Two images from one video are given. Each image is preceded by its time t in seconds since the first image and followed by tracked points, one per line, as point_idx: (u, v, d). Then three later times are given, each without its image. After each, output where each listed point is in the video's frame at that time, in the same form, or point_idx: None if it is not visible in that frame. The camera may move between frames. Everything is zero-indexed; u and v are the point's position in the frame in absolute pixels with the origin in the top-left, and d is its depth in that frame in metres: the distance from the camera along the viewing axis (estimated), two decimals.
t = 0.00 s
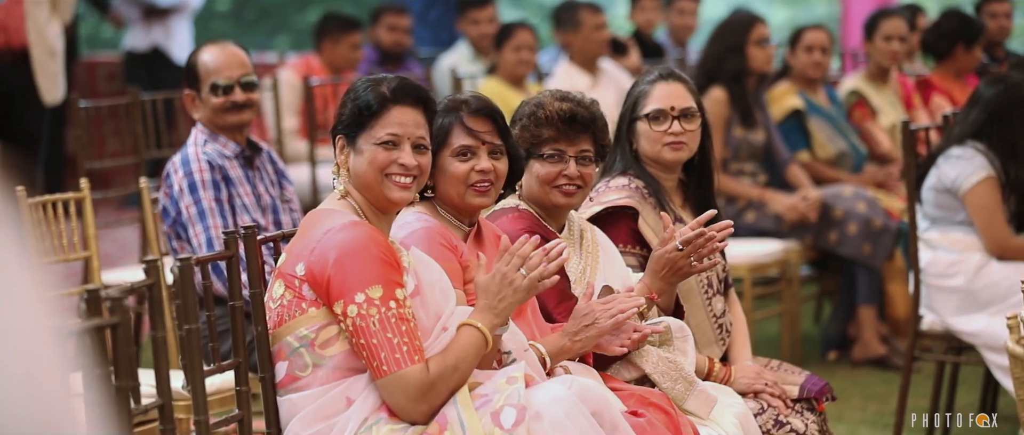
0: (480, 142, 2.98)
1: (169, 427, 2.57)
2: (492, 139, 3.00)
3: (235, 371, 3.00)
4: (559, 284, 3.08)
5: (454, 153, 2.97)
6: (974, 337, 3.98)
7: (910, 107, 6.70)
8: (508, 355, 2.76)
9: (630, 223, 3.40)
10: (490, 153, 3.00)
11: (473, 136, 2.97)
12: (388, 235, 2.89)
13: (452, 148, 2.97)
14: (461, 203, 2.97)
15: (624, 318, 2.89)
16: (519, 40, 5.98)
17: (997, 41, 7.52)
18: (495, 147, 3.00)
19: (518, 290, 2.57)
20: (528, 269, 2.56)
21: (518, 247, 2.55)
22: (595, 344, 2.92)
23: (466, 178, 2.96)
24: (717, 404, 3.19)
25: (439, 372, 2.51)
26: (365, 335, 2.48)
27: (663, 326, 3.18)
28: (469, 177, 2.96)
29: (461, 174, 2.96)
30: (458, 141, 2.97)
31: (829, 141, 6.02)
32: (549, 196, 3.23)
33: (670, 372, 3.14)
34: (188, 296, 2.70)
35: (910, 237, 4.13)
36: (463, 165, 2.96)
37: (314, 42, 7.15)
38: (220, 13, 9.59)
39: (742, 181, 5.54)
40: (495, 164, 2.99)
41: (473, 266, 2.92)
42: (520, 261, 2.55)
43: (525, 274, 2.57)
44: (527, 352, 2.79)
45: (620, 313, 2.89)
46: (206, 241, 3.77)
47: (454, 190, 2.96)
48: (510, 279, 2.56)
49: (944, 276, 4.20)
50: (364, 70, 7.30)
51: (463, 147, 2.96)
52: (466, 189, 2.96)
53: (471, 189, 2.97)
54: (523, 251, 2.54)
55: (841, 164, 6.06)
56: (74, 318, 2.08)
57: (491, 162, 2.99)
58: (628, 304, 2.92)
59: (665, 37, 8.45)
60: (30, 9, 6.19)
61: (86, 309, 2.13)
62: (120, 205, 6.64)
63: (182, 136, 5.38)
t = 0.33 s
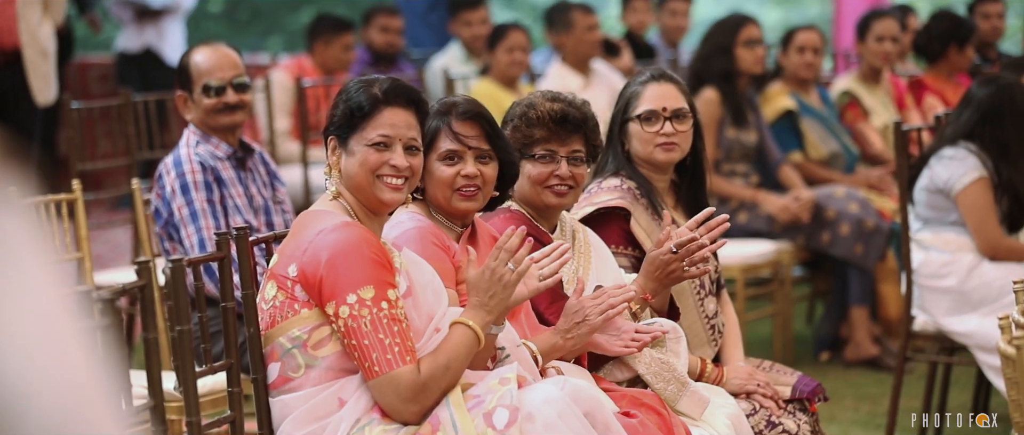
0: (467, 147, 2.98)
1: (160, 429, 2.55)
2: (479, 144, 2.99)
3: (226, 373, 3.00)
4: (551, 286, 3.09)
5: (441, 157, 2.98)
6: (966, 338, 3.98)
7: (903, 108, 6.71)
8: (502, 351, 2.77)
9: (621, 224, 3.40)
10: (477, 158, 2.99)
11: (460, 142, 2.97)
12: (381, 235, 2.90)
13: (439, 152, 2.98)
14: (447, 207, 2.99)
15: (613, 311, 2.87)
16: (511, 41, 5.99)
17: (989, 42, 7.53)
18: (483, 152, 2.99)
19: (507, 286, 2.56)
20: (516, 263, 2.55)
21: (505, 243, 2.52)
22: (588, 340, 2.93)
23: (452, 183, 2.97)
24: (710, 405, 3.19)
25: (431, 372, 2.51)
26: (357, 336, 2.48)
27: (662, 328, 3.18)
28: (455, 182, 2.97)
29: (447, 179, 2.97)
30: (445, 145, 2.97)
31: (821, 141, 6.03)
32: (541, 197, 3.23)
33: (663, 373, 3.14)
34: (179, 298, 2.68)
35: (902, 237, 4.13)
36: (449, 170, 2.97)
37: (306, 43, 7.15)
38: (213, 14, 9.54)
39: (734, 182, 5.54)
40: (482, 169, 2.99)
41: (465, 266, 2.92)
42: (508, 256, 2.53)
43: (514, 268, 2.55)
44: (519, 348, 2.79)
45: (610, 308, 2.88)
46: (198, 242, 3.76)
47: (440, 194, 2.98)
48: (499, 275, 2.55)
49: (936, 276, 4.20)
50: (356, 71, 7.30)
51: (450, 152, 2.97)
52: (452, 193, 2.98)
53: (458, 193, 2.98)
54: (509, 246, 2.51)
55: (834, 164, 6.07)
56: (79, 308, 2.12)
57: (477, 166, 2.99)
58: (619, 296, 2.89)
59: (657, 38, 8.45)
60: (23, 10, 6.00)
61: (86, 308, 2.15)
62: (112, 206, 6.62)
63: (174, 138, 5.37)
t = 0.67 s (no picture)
0: (462, 150, 2.98)
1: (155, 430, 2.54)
2: (475, 147, 2.99)
3: (221, 374, 2.99)
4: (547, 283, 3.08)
5: (436, 160, 2.98)
6: (960, 338, 3.98)
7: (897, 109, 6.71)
8: (496, 356, 2.76)
9: (616, 224, 3.40)
10: (472, 160, 3.00)
11: (455, 144, 2.97)
12: (375, 236, 2.90)
13: (435, 154, 2.98)
14: (442, 209, 3.00)
15: (614, 327, 2.89)
16: (506, 41, 5.99)
17: (983, 42, 7.54)
18: (478, 155, 3.00)
19: (506, 295, 2.57)
20: (516, 273, 2.56)
21: (507, 250, 2.56)
22: (586, 352, 2.92)
23: (446, 185, 2.97)
24: (704, 405, 3.19)
25: (428, 372, 2.51)
26: (354, 336, 2.48)
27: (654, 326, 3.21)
28: (450, 184, 2.97)
29: (442, 181, 2.97)
30: (440, 148, 2.98)
31: (815, 142, 6.03)
32: (535, 197, 3.23)
33: (656, 371, 3.14)
34: (173, 299, 2.68)
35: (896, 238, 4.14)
36: (444, 172, 2.97)
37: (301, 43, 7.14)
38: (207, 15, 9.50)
39: (728, 183, 5.54)
40: (477, 171, 2.99)
41: (461, 267, 2.92)
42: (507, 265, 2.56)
43: (513, 278, 2.57)
44: (515, 353, 2.78)
45: (611, 323, 2.89)
46: (192, 243, 3.78)
47: (435, 196, 2.98)
48: (498, 282, 2.57)
49: (931, 276, 4.21)
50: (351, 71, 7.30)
51: (445, 154, 2.97)
52: (447, 196, 2.98)
53: (452, 196, 2.98)
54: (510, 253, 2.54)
55: (828, 165, 6.08)
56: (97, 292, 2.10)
57: (472, 169, 2.99)
58: (619, 313, 2.91)
59: (650, 38, 8.45)
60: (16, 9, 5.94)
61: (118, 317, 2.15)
62: (106, 207, 6.61)
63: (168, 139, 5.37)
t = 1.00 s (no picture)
0: (458, 152, 2.98)
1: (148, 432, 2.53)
2: (471, 150, 2.99)
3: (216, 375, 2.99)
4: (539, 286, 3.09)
5: (432, 162, 2.98)
6: (955, 339, 3.98)
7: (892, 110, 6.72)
8: (488, 358, 2.77)
9: (611, 225, 3.40)
10: (469, 163, 2.99)
11: (452, 146, 2.97)
12: (370, 237, 2.90)
13: (431, 156, 2.98)
14: (438, 211, 2.99)
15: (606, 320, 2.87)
16: (501, 42, 6.00)
17: (978, 43, 7.54)
18: (475, 157, 3.00)
19: (500, 293, 2.56)
20: (509, 272, 2.55)
21: (499, 250, 2.55)
22: (578, 348, 2.91)
23: (443, 187, 2.97)
24: (699, 406, 3.20)
25: (421, 374, 2.50)
26: (347, 338, 2.47)
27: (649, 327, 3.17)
28: (446, 187, 2.97)
29: (439, 183, 2.97)
30: (436, 150, 2.98)
31: (811, 143, 6.03)
32: (531, 198, 3.23)
33: (651, 374, 3.13)
34: (167, 299, 2.68)
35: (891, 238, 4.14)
36: (441, 174, 2.97)
37: (296, 45, 7.14)
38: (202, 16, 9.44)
39: (723, 183, 5.54)
40: (473, 174, 2.99)
41: (455, 268, 2.92)
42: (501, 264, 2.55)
43: (507, 277, 2.56)
44: (509, 355, 2.79)
45: (602, 316, 2.88)
46: (188, 244, 3.77)
47: (431, 197, 2.99)
48: (491, 282, 2.55)
49: (926, 277, 4.21)
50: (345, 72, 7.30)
51: (441, 156, 2.97)
52: (443, 197, 2.98)
53: (448, 198, 2.98)
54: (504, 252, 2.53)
55: (823, 165, 6.08)
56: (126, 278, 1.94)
57: (468, 171, 2.99)
58: (611, 306, 2.89)
59: (645, 39, 8.45)
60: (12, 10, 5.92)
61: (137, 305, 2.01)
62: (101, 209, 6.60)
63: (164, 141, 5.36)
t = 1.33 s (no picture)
0: (450, 155, 2.98)
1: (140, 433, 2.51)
2: (463, 153, 2.99)
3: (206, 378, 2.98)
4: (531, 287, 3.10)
5: (424, 164, 2.98)
6: (945, 340, 3.99)
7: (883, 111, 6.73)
8: (480, 356, 2.77)
9: (602, 226, 3.40)
10: (460, 166, 2.99)
11: (443, 148, 2.97)
12: (361, 239, 2.89)
13: (423, 159, 2.98)
14: (429, 213, 2.99)
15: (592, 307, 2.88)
16: (492, 44, 5.99)
17: (968, 44, 7.56)
18: (466, 160, 3.00)
19: (485, 290, 2.54)
20: (493, 268, 2.53)
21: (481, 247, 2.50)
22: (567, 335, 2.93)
23: (434, 189, 2.97)
24: (690, 408, 3.20)
25: (410, 375, 2.50)
26: (336, 339, 2.47)
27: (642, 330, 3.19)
28: (437, 189, 2.97)
29: (430, 185, 2.97)
30: (429, 152, 2.98)
31: (801, 144, 6.04)
32: (521, 200, 3.23)
33: (642, 376, 3.14)
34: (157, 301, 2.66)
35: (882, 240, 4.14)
36: (433, 176, 2.97)
37: (286, 46, 7.14)
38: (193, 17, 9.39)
39: (714, 184, 5.54)
40: (464, 176, 2.99)
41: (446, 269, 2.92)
42: (483, 260, 2.52)
43: (490, 272, 2.54)
44: (499, 352, 2.79)
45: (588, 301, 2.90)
46: (178, 245, 3.78)
47: (422, 199, 2.99)
48: (476, 279, 2.53)
49: (916, 278, 4.21)
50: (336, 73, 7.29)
51: (433, 159, 2.97)
52: (434, 200, 2.98)
53: (440, 200, 2.98)
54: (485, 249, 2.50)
55: (814, 166, 6.09)
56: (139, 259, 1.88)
57: (460, 174, 2.99)
58: (596, 291, 2.90)
59: (635, 40, 8.45)
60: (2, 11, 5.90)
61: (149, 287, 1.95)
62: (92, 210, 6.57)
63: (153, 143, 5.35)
